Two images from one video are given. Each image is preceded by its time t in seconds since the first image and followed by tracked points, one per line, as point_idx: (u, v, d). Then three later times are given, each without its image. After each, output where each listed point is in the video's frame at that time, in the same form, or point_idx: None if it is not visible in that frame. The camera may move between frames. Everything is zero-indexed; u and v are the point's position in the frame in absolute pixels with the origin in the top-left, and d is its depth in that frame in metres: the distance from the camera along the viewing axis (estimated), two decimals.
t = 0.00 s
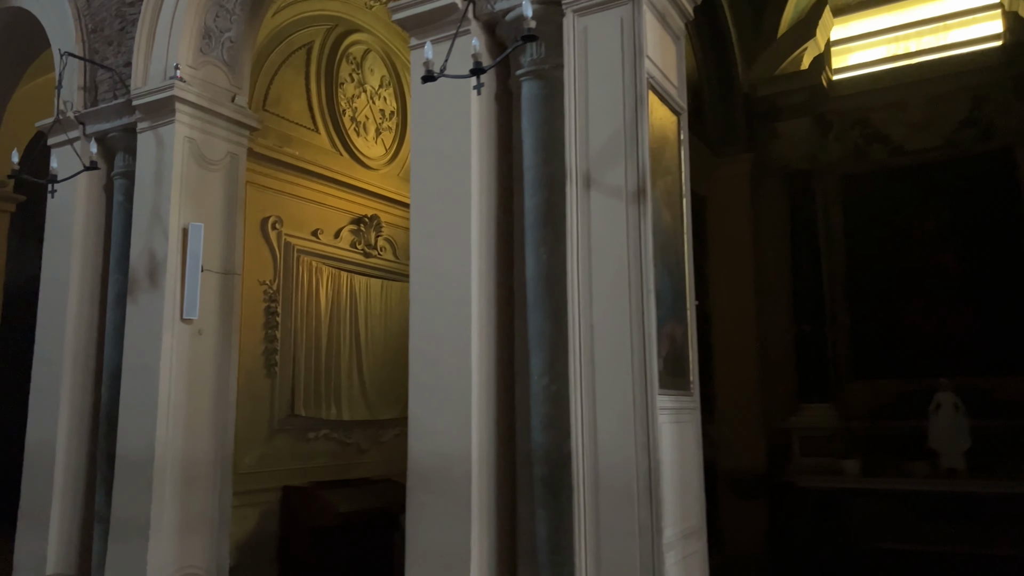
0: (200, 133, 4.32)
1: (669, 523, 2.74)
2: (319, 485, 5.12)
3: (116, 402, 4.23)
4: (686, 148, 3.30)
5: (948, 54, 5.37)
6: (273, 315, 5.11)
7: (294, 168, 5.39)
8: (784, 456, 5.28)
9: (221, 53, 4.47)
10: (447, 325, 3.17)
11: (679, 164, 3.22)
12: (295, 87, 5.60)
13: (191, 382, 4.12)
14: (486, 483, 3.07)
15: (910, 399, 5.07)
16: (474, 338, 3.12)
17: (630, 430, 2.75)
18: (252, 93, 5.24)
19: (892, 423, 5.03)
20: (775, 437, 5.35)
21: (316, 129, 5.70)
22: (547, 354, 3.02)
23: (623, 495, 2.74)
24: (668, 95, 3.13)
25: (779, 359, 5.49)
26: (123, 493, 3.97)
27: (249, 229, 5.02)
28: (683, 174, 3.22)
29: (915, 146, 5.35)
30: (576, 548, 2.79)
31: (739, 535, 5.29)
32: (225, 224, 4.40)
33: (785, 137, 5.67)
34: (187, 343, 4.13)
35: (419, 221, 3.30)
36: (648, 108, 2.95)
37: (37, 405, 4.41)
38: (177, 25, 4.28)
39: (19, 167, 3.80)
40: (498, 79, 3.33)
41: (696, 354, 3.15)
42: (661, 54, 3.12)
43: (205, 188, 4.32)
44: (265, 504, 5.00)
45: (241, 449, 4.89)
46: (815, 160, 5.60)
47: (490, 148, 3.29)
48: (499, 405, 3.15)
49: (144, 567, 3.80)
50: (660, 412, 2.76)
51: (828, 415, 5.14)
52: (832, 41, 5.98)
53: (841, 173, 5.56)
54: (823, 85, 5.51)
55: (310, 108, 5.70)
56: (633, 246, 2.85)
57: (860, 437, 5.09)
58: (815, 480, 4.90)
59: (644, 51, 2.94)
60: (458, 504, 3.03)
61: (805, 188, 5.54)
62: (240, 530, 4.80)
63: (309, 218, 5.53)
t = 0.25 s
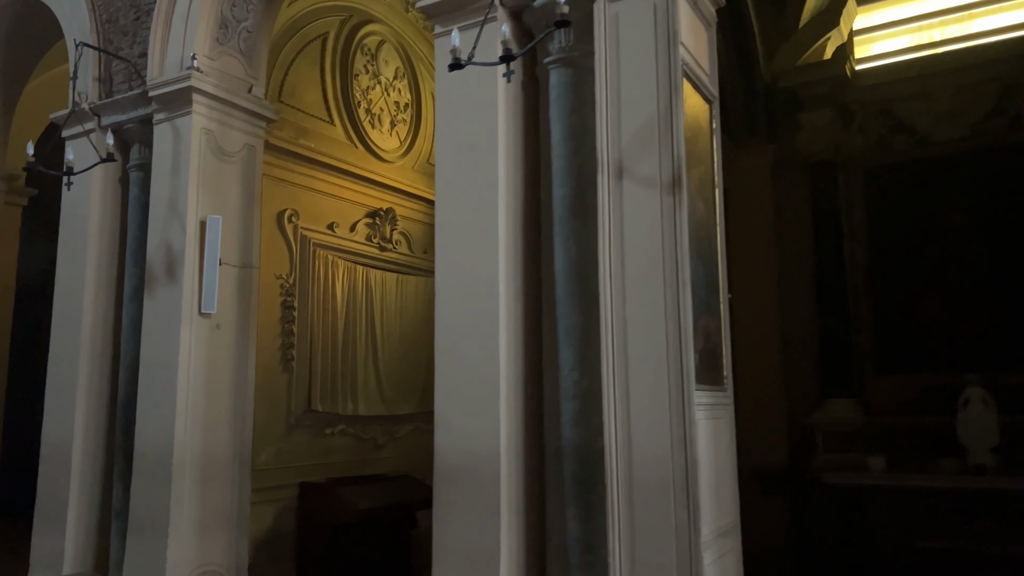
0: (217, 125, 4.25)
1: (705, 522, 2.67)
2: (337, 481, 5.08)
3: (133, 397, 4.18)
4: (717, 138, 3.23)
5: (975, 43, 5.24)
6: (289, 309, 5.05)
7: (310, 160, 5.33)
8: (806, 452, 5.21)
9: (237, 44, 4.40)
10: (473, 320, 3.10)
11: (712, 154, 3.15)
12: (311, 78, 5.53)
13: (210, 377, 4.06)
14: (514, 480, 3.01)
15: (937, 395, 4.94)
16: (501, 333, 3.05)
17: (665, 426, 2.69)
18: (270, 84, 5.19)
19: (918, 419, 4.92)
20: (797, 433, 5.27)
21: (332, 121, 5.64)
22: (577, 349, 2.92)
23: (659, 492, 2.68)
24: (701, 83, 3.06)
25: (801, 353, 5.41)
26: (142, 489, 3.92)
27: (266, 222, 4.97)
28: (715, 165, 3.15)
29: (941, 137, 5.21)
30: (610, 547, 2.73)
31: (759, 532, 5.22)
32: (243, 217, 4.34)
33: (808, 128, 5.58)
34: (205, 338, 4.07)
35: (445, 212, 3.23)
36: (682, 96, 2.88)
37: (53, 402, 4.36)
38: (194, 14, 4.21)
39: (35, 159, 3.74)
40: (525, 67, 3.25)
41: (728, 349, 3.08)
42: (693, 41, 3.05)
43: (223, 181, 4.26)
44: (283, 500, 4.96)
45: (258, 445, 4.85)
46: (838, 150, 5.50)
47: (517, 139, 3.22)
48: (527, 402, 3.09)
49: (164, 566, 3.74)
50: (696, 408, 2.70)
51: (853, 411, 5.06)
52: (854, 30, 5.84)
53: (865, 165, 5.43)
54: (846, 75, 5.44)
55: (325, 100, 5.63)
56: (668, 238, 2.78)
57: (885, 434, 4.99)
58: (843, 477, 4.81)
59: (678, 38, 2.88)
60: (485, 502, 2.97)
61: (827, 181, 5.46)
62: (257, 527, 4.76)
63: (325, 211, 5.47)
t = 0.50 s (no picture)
0: (231, 114, 4.17)
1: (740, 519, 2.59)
2: (351, 477, 5.01)
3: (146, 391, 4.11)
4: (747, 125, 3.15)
5: (998, 31, 4.96)
6: (302, 302, 4.97)
7: (323, 151, 5.25)
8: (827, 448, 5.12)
9: (251, 32, 4.32)
10: (498, 311, 3.02)
11: (742, 141, 3.06)
12: (323, 68, 5.44)
13: (224, 370, 3.99)
14: (540, 476, 2.93)
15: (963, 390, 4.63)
16: (527, 325, 2.97)
17: (699, 420, 2.62)
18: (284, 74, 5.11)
19: (943, 415, 4.61)
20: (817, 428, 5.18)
21: (344, 111, 5.55)
22: (605, 342, 2.85)
23: (693, 488, 2.61)
24: (732, 67, 2.97)
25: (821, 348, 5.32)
26: (156, 484, 3.85)
27: (279, 214, 4.89)
28: (746, 152, 3.06)
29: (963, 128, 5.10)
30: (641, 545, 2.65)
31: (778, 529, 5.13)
32: (257, 208, 4.27)
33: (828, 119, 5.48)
34: (219, 331, 3.99)
35: (467, 200, 3.14)
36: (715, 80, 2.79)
37: (64, 396, 4.28)
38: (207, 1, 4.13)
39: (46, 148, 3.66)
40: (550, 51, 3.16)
41: (759, 341, 3.00)
42: (725, 24, 2.96)
43: (237, 171, 4.18)
44: (296, 497, 4.89)
45: (271, 440, 4.77)
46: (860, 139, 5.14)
47: (541, 126, 3.13)
48: (553, 396, 3.01)
49: (178, 564, 3.68)
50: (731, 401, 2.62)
51: (874, 406, 4.73)
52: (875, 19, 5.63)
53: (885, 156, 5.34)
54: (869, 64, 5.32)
55: (337, 90, 5.54)
56: (702, 226, 2.70)
57: (909, 430, 4.68)
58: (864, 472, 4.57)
59: (711, 21, 2.79)
60: (511, 498, 2.89)
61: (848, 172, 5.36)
62: (270, 523, 4.69)
63: (337, 203, 5.39)
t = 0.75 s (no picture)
0: (241, 107, 4.07)
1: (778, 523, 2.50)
2: (363, 478, 4.92)
3: (156, 391, 4.01)
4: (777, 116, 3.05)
5: None
6: (313, 300, 4.88)
7: (333, 146, 5.15)
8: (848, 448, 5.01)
9: (261, 23, 4.22)
10: (521, 309, 2.92)
11: (774, 132, 2.96)
12: (333, 61, 5.33)
13: (236, 369, 3.89)
14: (566, 478, 2.83)
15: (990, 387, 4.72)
16: (552, 323, 2.87)
17: (735, 421, 2.52)
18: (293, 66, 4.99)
19: (964, 413, 4.72)
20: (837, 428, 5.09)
21: (354, 106, 5.45)
22: (632, 339, 2.74)
23: (728, 492, 2.51)
24: (764, 56, 2.87)
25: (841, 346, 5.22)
26: (167, 486, 3.75)
27: (290, 210, 4.79)
28: (777, 144, 2.96)
29: (987, 121, 4.97)
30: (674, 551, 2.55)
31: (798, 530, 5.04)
32: (268, 203, 4.17)
33: (848, 112, 5.38)
34: (230, 329, 3.90)
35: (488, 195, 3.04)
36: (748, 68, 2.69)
37: (71, 398, 4.20)
38: None
39: (52, 144, 3.54)
40: (573, 38, 3.06)
41: (792, 339, 2.90)
42: (757, 11, 2.86)
43: (248, 165, 4.08)
44: (308, 498, 4.80)
45: (283, 441, 4.68)
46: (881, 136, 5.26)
47: (565, 117, 3.03)
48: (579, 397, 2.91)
49: (191, 567, 3.58)
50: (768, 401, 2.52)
51: (895, 403, 4.89)
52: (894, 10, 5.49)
53: (907, 149, 5.21)
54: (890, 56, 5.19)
55: (348, 84, 5.44)
56: (736, 220, 2.60)
57: (933, 427, 4.80)
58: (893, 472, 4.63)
59: (744, 7, 2.69)
60: (536, 501, 2.79)
61: (868, 167, 5.26)
62: (282, 525, 4.59)
63: (348, 199, 5.30)
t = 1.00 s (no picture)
0: (254, 98, 3.99)
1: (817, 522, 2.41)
2: (376, 477, 4.83)
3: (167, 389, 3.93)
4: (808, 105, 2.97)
5: None
6: (325, 296, 4.79)
7: (344, 140, 5.06)
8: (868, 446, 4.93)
9: (273, 13, 4.13)
10: (546, 304, 2.83)
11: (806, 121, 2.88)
12: (344, 54, 5.24)
13: (249, 366, 3.81)
14: (593, 478, 2.75)
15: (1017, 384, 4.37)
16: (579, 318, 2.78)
17: (772, 418, 2.44)
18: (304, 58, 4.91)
19: (991, 411, 4.41)
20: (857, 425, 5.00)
21: (365, 99, 5.36)
22: (662, 335, 2.64)
23: (766, 491, 2.43)
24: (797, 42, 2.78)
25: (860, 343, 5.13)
26: (179, 486, 3.67)
27: (301, 204, 4.71)
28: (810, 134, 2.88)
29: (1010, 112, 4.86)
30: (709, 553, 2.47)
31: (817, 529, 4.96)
32: (280, 196, 4.08)
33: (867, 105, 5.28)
34: (243, 325, 3.81)
35: (512, 186, 2.95)
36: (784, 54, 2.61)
37: (77, 395, 4.11)
38: None
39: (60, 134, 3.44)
40: (598, 25, 2.97)
41: (826, 335, 2.82)
42: None
43: (260, 158, 4.00)
44: (320, 497, 4.72)
45: (294, 439, 4.60)
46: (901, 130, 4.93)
47: (590, 106, 2.94)
48: (605, 394, 2.82)
49: (203, 568, 3.50)
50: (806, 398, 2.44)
51: (919, 404, 4.58)
52: None
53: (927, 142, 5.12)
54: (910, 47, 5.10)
55: (358, 77, 5.35)
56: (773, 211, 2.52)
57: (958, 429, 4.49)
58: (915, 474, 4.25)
59: None
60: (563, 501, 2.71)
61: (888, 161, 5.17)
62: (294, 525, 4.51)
63: (359, 193, 5.21)
